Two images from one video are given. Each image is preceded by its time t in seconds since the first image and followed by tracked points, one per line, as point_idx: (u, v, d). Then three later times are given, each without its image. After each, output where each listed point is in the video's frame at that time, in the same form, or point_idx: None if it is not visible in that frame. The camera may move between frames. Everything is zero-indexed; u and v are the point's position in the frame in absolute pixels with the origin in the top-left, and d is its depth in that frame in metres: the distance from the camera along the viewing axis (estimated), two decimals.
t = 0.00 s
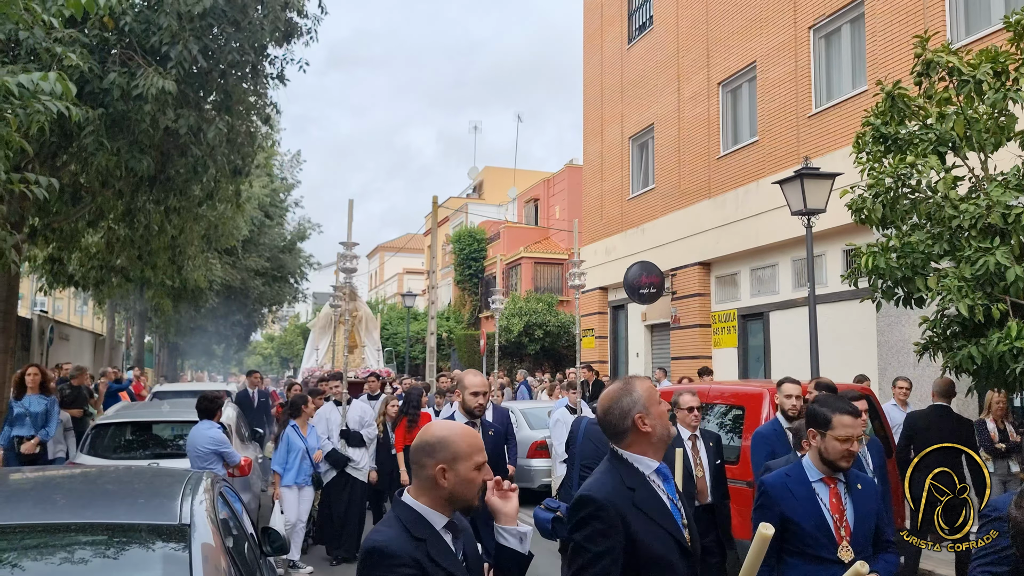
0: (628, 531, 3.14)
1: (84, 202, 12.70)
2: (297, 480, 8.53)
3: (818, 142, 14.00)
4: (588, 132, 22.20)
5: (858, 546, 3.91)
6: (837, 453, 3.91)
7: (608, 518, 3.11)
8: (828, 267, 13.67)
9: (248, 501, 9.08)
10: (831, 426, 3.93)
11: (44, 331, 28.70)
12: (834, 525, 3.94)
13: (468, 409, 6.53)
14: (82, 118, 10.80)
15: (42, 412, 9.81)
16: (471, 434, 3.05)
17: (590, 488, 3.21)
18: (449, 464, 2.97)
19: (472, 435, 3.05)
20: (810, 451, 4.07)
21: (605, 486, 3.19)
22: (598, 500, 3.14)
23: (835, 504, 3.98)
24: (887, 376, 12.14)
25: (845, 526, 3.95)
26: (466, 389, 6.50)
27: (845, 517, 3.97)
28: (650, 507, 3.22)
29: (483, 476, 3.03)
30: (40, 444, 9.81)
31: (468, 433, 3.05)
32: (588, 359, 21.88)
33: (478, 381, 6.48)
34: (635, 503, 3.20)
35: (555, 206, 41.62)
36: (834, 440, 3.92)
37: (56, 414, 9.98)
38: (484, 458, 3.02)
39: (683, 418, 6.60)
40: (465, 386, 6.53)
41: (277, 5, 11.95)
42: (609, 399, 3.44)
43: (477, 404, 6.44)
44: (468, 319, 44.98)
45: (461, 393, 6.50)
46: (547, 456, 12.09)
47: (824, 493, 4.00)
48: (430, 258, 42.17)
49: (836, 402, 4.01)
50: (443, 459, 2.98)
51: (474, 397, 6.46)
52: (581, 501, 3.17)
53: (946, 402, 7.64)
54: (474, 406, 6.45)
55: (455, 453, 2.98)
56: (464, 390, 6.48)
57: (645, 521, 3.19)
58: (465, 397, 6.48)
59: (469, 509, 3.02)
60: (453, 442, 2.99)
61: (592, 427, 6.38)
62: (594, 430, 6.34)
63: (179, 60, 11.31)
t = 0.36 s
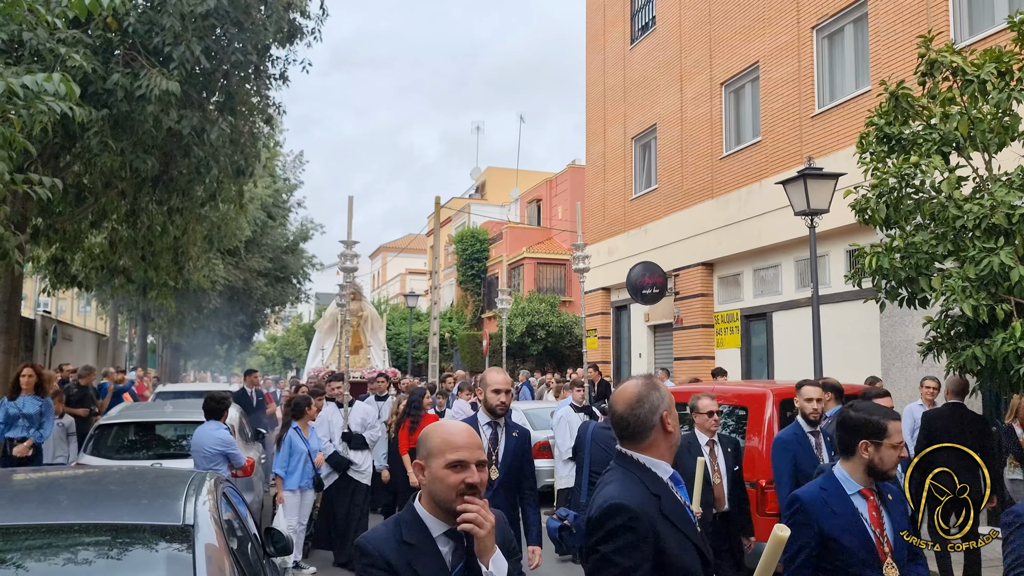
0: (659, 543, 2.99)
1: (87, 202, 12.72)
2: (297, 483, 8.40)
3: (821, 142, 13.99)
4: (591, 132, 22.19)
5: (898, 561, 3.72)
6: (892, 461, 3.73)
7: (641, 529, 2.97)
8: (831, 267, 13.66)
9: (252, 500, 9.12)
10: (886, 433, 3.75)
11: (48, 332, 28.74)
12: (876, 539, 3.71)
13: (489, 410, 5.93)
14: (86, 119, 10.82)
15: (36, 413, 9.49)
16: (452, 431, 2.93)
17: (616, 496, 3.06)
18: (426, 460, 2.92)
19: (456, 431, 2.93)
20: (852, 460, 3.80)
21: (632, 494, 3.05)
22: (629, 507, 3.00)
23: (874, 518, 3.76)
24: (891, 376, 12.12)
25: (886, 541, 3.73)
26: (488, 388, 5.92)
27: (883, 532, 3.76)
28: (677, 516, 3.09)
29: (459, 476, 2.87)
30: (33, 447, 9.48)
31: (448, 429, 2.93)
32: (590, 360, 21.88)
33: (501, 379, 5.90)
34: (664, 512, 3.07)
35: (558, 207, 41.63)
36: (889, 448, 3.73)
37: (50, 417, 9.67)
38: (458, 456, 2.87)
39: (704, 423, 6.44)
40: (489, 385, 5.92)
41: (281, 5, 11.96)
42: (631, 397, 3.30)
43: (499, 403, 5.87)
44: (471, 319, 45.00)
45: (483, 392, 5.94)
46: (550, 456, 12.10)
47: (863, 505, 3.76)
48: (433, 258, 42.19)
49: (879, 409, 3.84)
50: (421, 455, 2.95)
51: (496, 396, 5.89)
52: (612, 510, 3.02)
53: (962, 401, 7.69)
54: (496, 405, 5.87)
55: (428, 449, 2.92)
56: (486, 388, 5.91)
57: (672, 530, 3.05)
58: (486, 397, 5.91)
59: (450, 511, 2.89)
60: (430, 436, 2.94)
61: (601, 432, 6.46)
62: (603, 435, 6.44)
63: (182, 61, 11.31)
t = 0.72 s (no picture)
0: (676, 556, 2.91)
1: (91, 204, 12.73)
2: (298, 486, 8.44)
3: (825, 143, 13.96)
4: (594, 133, 22.18)
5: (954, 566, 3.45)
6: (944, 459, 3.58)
7: (655, 546, 2.88)
8: (836, 268, 13.63)
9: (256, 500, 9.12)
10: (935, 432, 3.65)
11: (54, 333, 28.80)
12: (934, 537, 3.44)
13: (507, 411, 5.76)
14: (91, 121, 10.83)
15: (30, 415, 9.21)
16: (495, 446, 2.80)
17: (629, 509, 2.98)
18: (463, 474, 2.83)
19: (498, 448, 2.79)
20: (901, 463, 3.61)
21: (645, 505, 2.98)
22: (642, 521, 2.92)
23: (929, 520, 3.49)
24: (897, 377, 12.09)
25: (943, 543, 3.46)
26: (507, 389, 5.75)
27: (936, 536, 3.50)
28: (695, 528, 2.99)
29: (493, 498, 2.74)
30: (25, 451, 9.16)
31: (492, 447, 2.79)
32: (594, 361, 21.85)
33: (520, 382, 5.73)
34: (680, 524, 2.97)
35: (562, 208, 41.61)
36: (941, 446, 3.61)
37: (46, 421, 9.38)
38: (496, 476, 2.75)
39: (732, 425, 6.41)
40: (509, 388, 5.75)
41: (285, 7, 11.95)
42: (655, 392, 3.25)
43: (518, 406, 5.67)
44: (474, 321, 45.00)
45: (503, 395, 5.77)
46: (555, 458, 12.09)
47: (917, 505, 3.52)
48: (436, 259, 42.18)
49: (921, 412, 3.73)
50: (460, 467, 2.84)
51: (514, 399, 5.69)
52: (622, 524, 2.95)
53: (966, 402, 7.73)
54: (514, 408, 5.68)
55: (467, 462, 2.81)
56: (504, 390, 5.73)
57: (693, 545, 2.95)
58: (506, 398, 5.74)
59: (482, 531, 2.78)
60: (470, 448, 2.83)
61: (607, 437, 6.56)
62: (607, 441, 6.55)
63: (186, 62, 11.31)
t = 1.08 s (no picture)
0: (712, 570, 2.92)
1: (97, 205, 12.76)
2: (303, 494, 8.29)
3: (832, 142, 13.92)
4: (600, 133, 22.15)
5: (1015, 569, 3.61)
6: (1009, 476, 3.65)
7: (688, 555, 2.93)
8: (842, 267, 13.60)
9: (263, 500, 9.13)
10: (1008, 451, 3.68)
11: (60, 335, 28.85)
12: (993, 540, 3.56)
13: (518, 412, 5.08)
14: (98, 122, 10.89)
15: (29, 421, 9.14)
16: (557, 453, 2.55)
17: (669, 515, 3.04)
18: (525, 485, 2.54)
19: (562, 454, 2.54)
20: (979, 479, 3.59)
21: (684, 516, 3.01)
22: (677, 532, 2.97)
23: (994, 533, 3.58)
24: (904, 376, 12.05)
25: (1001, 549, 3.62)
26: (518, 389, 5.05)
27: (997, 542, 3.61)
28: (743, 548, 2.97)
29: (568, 509, 2.49)
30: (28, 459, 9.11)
31: (556, 454, 2.54)
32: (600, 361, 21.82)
33: (533, 382, 5.05)
34: (727, 544, 2.96)
35: (568, 208, 41.55)
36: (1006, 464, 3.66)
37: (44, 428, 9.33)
38: (569, 484, 2.50)
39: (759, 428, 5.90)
40: (523, 390, 5.05)
41: (291, 7, 11.93)
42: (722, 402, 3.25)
43: (533, 409, 5.03)
44: (480, 321, 44.99)
45: (513, 396, 5.08)
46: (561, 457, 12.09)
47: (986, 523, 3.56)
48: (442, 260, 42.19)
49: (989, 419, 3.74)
50: (521, 478, 2.56)
51: (530, 401, 5.03)
52: (657, 530, 3.01)
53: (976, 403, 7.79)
54: (529, 411, 5.03)
55: (531, 471, 2.53)
56: (515, 391, 5.04)
57: (736, 565, 2.93)
58: (517, 399, 5.05)
59: (553, 548, 2.52)
60: (531, 457, 2.55)
61: (625, 441, 6.34)
62: (626, 445, 6.33)
63: (192, 63, 11.33)
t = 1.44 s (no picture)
0: None
1: (104, 207, 12.82)
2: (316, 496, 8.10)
3: (837, 141, 13.89)
4: (605, 133, 22.15)
5: None
6: None
7: (764, 565, 2.59)
8: (849, 267, 13.56)
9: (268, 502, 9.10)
10: None
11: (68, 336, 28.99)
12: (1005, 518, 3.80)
13: (528, 413, 4.77)
14: (104, 124, 10.92)
15: (25, 419, 8.75)
16: (569, 465, 2.30)
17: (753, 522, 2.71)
18: (535, 506, 2.29)
19: (575, 466, 2.29)
20: None
21: (770, 525, 2.66)
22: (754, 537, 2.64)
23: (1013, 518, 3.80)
24: (911, 376, 12.01)
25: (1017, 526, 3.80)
26: (530, 390, 4.77)
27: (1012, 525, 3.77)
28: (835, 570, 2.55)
29: (585, 528, 2.23)
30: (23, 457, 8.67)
31: (568, 467, 2.29)
32: (606, 362, 21.81)
33: (544, 381, 4.76)
34: (816, 561, 2.57)
35: (573, 208, 41.55)
36: None
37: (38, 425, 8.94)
38: (583, 501, 2.24)
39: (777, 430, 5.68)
40: (533, 389, 4.76)
41: (296, 9, 11.98)
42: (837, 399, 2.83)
43: (546, 409, 4.73)
44: (486, 321, 45.06)
45: (524, 396, 4.78)
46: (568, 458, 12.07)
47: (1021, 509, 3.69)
48: (447, 260, 42.22)
49: None
50: (530, 498, 2.31)
51: (542, 401, 4.74)
52: (737, 536, 2.68)
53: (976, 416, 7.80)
54: (541, 412, 4.73)
55: (539, 490, 2.28)
56: (528, 391, 4.75)
57: None
58: (528, 399, 4.75)
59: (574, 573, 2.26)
60: (539, 473, 2.31)
61: (649, 444, 6.30)
62: (651, 447, 6.30)
63: (198, 64, 11.36)
